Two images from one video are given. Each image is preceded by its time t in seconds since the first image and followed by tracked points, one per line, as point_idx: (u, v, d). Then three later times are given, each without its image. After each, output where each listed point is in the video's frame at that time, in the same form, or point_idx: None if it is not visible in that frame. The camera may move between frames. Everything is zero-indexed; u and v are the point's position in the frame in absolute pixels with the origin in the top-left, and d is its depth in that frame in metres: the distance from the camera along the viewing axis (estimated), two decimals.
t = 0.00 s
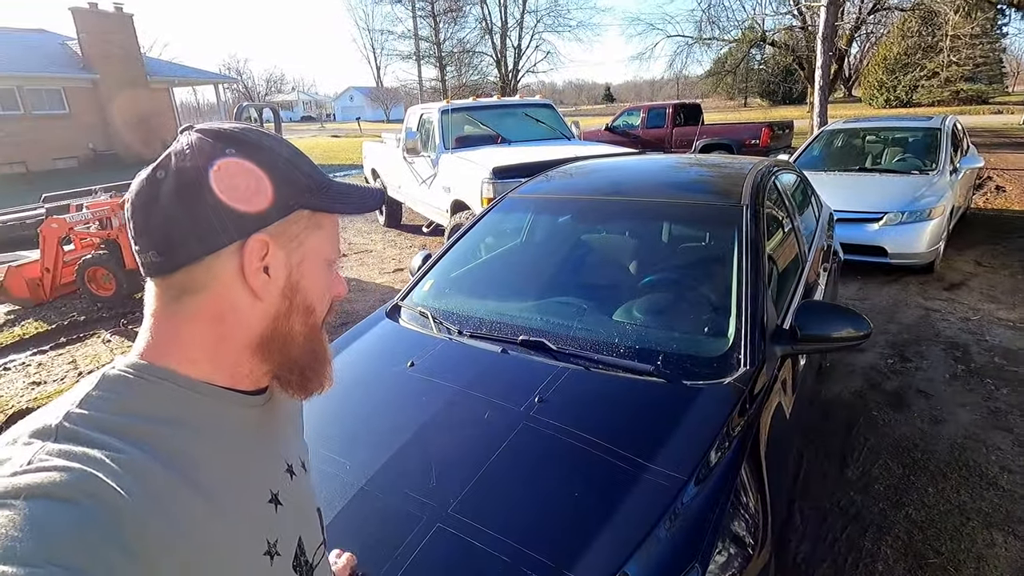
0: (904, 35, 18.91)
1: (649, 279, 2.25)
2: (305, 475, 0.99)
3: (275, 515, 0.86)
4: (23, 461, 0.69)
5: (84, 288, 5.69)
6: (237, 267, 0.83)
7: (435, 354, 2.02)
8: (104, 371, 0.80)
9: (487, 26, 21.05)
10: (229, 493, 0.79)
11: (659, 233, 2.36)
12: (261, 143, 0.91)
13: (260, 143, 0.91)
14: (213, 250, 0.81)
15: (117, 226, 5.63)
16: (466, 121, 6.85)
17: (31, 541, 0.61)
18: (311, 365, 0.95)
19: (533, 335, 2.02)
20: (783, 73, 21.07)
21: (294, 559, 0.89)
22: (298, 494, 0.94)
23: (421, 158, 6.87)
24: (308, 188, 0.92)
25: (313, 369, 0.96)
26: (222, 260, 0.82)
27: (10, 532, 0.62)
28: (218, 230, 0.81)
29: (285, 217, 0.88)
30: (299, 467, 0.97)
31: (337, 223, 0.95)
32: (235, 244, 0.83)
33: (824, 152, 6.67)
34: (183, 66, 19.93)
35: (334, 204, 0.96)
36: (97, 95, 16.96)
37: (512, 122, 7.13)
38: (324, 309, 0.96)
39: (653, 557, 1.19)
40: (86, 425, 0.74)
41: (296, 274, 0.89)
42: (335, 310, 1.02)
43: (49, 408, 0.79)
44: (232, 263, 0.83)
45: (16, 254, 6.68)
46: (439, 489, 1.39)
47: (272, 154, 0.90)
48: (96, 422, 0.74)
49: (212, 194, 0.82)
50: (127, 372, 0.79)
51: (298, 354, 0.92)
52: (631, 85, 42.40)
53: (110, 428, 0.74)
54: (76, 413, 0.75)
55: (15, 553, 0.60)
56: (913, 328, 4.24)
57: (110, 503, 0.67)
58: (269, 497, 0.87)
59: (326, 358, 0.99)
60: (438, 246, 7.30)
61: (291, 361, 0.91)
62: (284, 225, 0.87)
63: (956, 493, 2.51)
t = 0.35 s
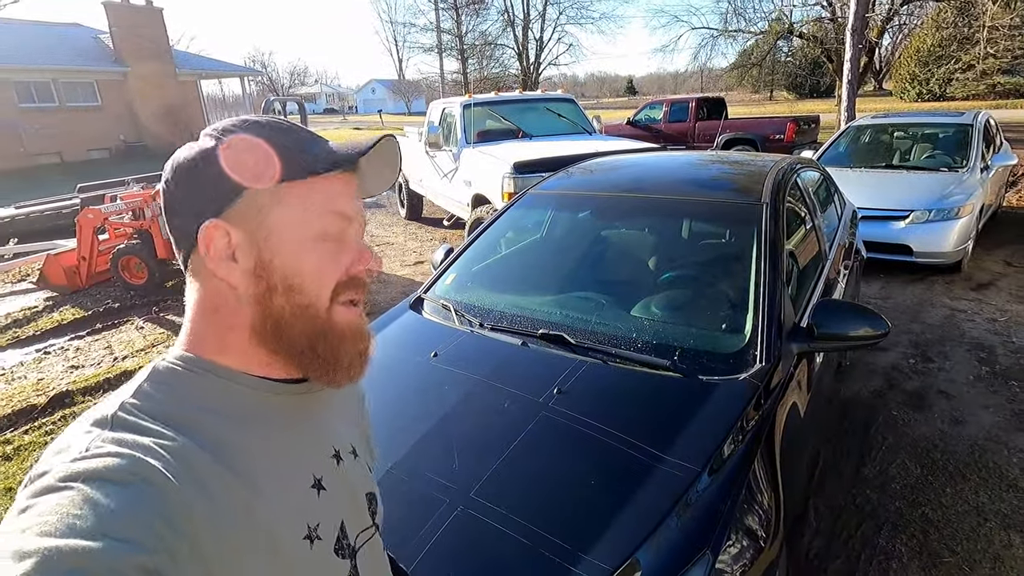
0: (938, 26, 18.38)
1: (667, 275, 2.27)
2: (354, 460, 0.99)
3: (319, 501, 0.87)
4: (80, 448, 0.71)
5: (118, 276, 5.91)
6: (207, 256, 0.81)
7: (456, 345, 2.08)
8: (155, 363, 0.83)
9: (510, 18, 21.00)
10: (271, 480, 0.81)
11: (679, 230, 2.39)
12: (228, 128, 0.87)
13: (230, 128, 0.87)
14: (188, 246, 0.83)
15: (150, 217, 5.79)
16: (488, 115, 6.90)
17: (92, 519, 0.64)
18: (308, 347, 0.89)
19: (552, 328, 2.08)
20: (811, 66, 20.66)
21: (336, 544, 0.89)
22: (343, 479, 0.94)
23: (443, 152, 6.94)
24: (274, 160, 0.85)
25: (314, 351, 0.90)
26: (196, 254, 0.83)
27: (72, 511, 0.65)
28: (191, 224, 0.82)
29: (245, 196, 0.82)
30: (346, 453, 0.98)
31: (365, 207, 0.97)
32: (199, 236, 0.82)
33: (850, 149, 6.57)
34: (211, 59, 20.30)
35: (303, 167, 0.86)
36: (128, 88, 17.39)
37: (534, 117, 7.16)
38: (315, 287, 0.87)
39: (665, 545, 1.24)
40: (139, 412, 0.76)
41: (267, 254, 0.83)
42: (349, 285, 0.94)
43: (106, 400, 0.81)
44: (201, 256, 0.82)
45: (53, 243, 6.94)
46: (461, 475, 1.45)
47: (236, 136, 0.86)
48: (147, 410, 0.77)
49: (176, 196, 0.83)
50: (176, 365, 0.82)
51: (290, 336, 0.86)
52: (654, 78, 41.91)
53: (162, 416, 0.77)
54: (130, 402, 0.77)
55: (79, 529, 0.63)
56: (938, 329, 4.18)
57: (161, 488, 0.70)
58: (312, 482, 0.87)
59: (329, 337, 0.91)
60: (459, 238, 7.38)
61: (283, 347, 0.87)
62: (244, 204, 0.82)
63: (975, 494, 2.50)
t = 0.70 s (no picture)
0: (957, 21, 18.09)
1: (687, 271, 2.34)
2: (434, 457, 1.01)
3: (394, 492, 0.90)
4: (196, 422, 0.80)
5: (141, 267, 6.05)
6: (274, 267, 0.96)
7: (484, 336, 2.17)
8: (259, 353, 0.92)
9: (522, 11, 20.93)
10: (350, 467, 0.86)
11: (696, 228, 2.45)
12: (278, 156, 1.01)
13: (280, 155, 1.02)
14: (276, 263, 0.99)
15: (172, 209, 5.87)
16: (504, 110, 6.95)
17: (202, 485, 0.74)
18: (338, 339, 0.91)
19: (576, 322, 2.15)
20: (827, 61, 20.44)
21: (410, 535, 0.92)
22: (420, 473, 0.97)
23: (459, 147, 7.01)
24: (296, 168, 0.94)
25: (344, 343, 0.91)
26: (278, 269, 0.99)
27: (187, 476, 0.74)
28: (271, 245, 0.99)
29: (283, 208, 0.94)
30: (427, 449, 1.01)
31: (415, 205, 1.04)
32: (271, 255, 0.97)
33: (866, 146, 6.55)
34: (224, 52, 20.43)
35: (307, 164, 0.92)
36: (144, 80, 17.56)
37: (548, 112, 7.20)
38: (336, 280, 0.91)
39: (685, 530, 1.31)
40: (244, 395, 0.85)
41: (301, 256, 0.92)
42: (380, 276, 0.94)
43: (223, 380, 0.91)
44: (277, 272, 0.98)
45: (77, 233, 7.10)
46: (494, 458, 1.54)
47: (279, 161, 0.99)
48: (252, 393, 0.86)
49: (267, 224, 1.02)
50: (279, 356, 0.90)
51: (321, 329, 0.91)
52: (667, 73, 41.64)
53: (265, 401, 0.85)
54: (236, 384, 0.86)
55: (189, 491, 0.73)
56: (952, 327, 4.20)
57: (254, 462, 0.77)
58: (389, 473, 0.91)
59: (361, 328, 0.92)
60: (473, 233, 7.45)
61: (320, 340, 0.91)
62: (282, 215, 0.94)
63: (986, 489, 2.55)
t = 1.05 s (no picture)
0: (962, 16, 18.03)
1: (690, 262, 2.38)
2: (464, 442, 1.00)
3: (427, 477, 0.89)
4: (237, 408, 0.80)
5: (146, 254, 6.10)
6: (308, 256, 0.96)
7: (490, 323, 2.22)
8: (295, 338, 0.92)
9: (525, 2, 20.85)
10: (387, 453, 0.84)
11: (698, 220, 2.50)
12: (308, 146, 1.00)
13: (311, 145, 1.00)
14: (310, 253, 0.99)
15: (178, 196, 5.89)
16: (508, 102, 6.96)
17: (244, 468, 0.73)
18: (375, 326, 0.90)
19: (581, 310, 2.20)
20: (831, 55, 20.37)
21: (441, 519, 0.90)
22: (451, 458, 0.95)
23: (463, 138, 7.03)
24: (330, 159, 0.93)
25: (381, 330, 0.91)
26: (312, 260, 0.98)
27: (232, 462, 0.74)
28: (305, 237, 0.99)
29: (316, 198, 0.93)
30: (457, 433, 0.99)
31: (446, 194, 1.03)
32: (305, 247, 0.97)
33: (868, 142, 6.58)
34: (226, 39, 20.37)
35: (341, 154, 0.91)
36: (146, 67, 17.53)
37: (552, 104, 7.22)
38: (372, 268, 0.91)
39: (683, 511, 1.36)
40: (283, 380, 0.84)
41: (337, 245, 0.92)
42: (416, 264, 0.93)
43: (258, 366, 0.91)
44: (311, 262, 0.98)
45: (82, 219, 7.14)
46: (502, 439, 1.60)
47: (309, 153, 0.98)
48: (289, 378, 0.85)
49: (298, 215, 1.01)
50: (316, 343, 0.89)
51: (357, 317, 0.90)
52: (670, 65, 41.47)
53: (302, 387, 0.84)
54: (275, 369, 0.85)
55: (232, 474, 0.73)
56: (949, 322, 4.26)
57: (294, 446, 0.76)
58: (422, 458, 0.90)
59: (398, 315, 0.92)
60: (475, 223, 7.49)
61: (356, 328, 0.91)
62: (316, 205, 0.93)
63: (977, 478, 2.62)
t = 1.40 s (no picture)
0: (983, 13, 17.73)
1: (694, 255, 2.39)
2: (467, 433, 1.02)
3: (429, 467, 0.91)
4: (238, 402, 0.81)
5: (158, 239, 6.17)
6: (308, 247, 0.97)
7: (495, 312, 2.25)
8: (295, 331, 0.93)
9: None
10: (388, 445, 0.86)
11: (705, 214, 2.51)
12: (307, 133, 1.00)
13: (309, 133, 1.01)
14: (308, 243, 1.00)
15: (189, 181, 5.95)
16: (518, 92, 6.95)
17: (245, 463, 0.74)
18: (377, 319, 0.92)
19: (584, 301, 2.22)
20: (847, 51, 20.07)
21: (445, 509, 0.92)
22: (453, 449, 0.97)
23: (472, 129, 7.03)
24: (331, 148, 0.94)
25: (383, 323, 0.92)
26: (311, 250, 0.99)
27: (233, 455, 0.74)
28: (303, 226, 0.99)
29: (316, 188, 0.94)
30: (459, 424, 1.02)
31: (447, 184, 1.04)
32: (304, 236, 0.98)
33: (881, 138, 6.51)
34: (239, 26, 20.40)
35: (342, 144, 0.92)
36: (158, 53, 17.61)
37: (562, 96, 7.20)
38: (373, 259, 0.93)
39: (678, 499, 1.38)
40: (283, 373, 0.85)
41: (338, 236, 0.93)
42: (417, 255, 0.95)
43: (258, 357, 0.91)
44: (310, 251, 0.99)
45: (94, 203, 7.22)
46: (503, 424, 1.63)
47: (309, 141, 0.99)
48: (290, 371, 0.85)
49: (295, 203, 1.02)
50: (316, 335, 0.91)
51: (359, 310, 0.92)
52: (684, 58, 41.06)
53: (303, 379, 0.85)
54: (276, 363, 0.86)
55: (232, 469, 0.73)
56: (957, 321, 4.24)
57: (295, 440, 0.77)
58: (424, 450, 0.91)
59: (399, 307, 0.94)
60: (483, 214, 7.50)
61: (357, 320, 0.92)
62: (316, 195, 0.94)
63: (977, 476, 2.62)
